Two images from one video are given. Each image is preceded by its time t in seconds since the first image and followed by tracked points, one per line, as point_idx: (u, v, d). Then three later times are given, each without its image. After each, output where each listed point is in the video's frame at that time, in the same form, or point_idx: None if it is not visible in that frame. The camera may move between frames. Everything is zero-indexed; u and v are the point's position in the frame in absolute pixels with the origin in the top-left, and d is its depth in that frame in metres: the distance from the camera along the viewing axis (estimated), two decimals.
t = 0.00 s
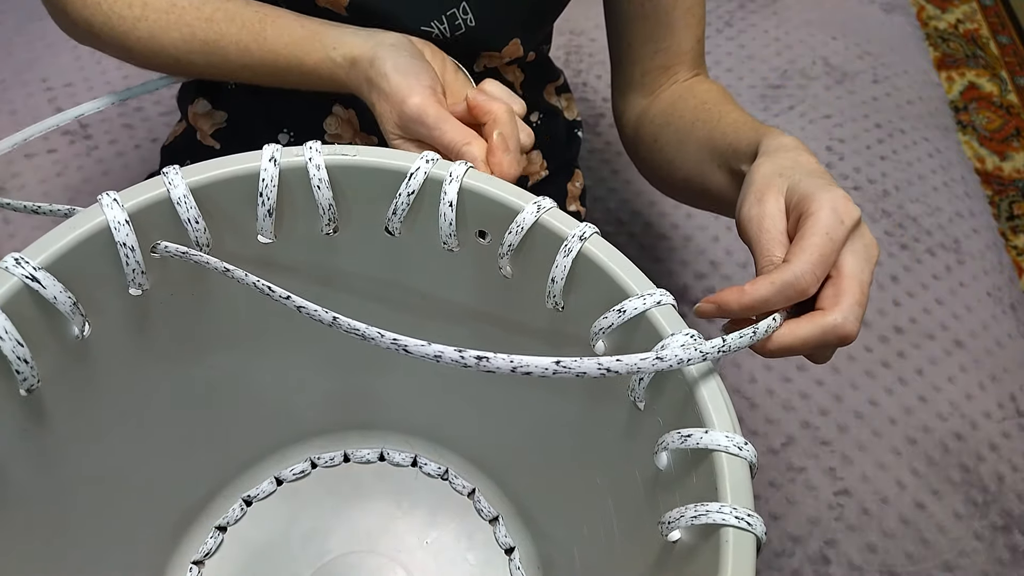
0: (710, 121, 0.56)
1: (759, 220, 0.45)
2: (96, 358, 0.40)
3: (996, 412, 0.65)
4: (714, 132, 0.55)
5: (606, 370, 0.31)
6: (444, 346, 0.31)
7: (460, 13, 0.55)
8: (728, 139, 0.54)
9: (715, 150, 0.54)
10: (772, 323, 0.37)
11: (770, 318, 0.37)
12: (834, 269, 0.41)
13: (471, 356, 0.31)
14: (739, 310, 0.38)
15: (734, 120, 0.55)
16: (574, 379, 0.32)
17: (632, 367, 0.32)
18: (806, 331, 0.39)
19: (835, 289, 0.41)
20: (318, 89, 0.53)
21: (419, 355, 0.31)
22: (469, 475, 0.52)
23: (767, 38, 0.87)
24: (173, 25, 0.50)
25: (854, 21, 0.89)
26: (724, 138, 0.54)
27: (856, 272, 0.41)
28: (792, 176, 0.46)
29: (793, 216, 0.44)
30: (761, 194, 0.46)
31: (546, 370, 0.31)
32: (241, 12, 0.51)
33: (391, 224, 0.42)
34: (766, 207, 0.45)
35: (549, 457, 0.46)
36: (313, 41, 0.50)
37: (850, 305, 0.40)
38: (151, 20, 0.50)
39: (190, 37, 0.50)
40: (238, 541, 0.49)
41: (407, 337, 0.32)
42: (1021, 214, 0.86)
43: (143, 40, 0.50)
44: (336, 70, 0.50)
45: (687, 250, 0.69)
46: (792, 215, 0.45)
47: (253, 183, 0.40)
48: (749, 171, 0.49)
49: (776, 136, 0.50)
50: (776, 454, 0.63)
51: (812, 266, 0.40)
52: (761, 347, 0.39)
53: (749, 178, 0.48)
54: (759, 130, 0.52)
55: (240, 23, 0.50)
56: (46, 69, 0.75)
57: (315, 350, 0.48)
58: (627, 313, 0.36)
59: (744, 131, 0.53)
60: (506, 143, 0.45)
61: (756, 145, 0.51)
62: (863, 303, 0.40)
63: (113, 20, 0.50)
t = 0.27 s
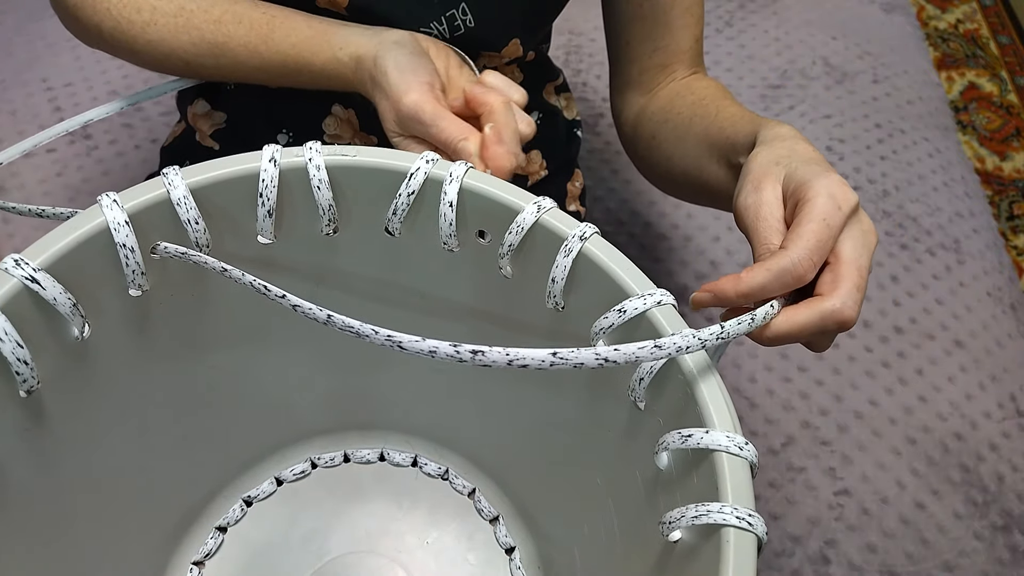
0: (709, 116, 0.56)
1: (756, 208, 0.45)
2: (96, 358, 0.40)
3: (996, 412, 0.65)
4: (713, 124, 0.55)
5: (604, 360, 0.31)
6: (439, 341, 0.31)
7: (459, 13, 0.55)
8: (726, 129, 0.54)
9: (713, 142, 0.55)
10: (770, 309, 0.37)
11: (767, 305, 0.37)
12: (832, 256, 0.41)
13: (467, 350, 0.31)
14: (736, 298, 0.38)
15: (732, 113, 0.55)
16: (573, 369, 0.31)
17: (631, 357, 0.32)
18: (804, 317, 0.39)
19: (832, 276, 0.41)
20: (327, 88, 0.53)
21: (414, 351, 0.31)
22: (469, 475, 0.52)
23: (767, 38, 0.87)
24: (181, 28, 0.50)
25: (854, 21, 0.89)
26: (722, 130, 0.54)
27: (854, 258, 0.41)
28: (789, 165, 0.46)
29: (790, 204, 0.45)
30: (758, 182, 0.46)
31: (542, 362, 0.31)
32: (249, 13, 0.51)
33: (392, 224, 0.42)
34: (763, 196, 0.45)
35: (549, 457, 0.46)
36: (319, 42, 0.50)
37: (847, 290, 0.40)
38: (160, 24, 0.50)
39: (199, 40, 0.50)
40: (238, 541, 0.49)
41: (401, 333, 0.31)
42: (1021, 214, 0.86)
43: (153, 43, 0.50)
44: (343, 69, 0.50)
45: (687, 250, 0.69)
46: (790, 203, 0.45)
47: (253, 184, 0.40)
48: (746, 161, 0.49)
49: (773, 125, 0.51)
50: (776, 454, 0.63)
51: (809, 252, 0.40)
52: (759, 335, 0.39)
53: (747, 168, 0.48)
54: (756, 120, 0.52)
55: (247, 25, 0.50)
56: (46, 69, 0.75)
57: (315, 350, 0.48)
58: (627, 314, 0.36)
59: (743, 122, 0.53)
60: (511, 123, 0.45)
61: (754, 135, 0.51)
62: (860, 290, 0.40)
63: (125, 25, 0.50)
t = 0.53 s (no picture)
0: (708, 116, 0.56)
1: (755, 209, 0.45)
2: (96, 358, 0.40)
3: (996, 412, 0.65)
4: (713, 125, 0.55)
5: (604, 363, 0.31)
6: (440, 343, 0.31)
7: (458, 14, 0.55)
8: (725, 130, 0.54)
9: (711, 143, 0.55)
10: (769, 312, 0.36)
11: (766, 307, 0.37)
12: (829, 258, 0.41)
13: (468, 352, 0.31)
14: (734, 300, 0.38)
15: (731, 113, 0.55)
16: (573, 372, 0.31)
17: (631, 360, 0.32)
18: (803, 318, 0.38)
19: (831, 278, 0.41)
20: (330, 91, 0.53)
21: (415, 351, 0.31)
22: (469, 475, 0.52)
23: (767, 38, 0.88)
24: (185, 29, 0.50)
25: (854, 21, 0.89)
26: (721, 131, 0.54)
27: (852, 260, 0.41)
28: (788, 166, 0.46)
29: (788, 206, 0.45)
30: (757, 183, 0.46)
31: (544, 365, 0.31)
32: (253, 15, 0.51)
33: (392, 224, 0.42)
34: (762, 196, 0.45)
35: (549, 456, 0.46)
36: (324, 44, 0.50)
37: (846, 292, 0.40)
38: (164, 25, 0.50)
39: (202, 41, 0.50)
40: (238, 541, 0.49)
41: (403, 334, 0.31)
42: (1021, 214, 0.86)
43: (155, 44, 0.51)
44: (346, 71, 0.50)
45: (687, 250, 0.69)
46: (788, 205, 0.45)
47: (254, 183, 0.40)
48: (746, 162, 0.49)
49: (773, 126, 0.51)
50: (776, 454, 0.63)
51: (807, 254, 0.40)
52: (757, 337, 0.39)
53: (746, 168, 0.48)
54: (756, 121, 0.52)
55: (251, 27, 0.51)
56: (46, 69, 0.75)
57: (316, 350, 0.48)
58: (627, 313, 0.36)
59: (742, 123, 0.53)
60: (507, 130, 0.45)
61: (753, 136, 0.51)
62: (858, 291, 0.40)
63: (128, 25, 0.50)
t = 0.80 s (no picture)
0: (705, 116, 0.56)
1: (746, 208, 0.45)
2: (103, 352, 0.40)
3: (996, 412, 0.65)
4: (710, 123, 0.55)
5: (601, 367, 0.31)
6: (439, 346, 0.31)
7: (462, 11, 0.56)
8: (722, 130, 0.54)
9: (708, 142, 0.55)
10: (759, 313, 0.36)
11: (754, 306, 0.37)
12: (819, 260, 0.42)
13: (466, 356, 0.31)
14: (726, 302, 0.38)
15: (728, 113, 0.55)
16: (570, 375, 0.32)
17: (628, 362, 0.32)
18: (793, 320, 0.39)
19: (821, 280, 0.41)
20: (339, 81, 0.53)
21: (414, 355, 0.31)
22: (469, 473, 0.52)
23: (767, 38, 0.88)
24: (190, 23, 0.50)
25: (854, 21, 0.89)
26: (717, 131, 0.54)
27: (841, 262, 0.42)
28: (781, 165, 0.46)
29: (780, 204, 0.45)
30: (750, 180, 0.46)
31: (542, 369, 0.31)
32: (259, 7, 0.52)
33: (395, 222, 0.42)
34: (754, 194, 0.45)
35: (550, 453, 0.46)
36: (332, 33, 0.51)
37: (835, 294, 0.40)
38: (170, 20, 0.50)
39: (209, 34, 0.50)
40: (239, 540, 0.49)
41: (401, 337, 0.31)
42: (1021, 214, 0.86)
43: (162, 39, 0.51)
44: (355, 59, 0.50)
45: (687, 250, 0.69)
46: (780, 203, 0.45)
47: (259, 181, 0.40)
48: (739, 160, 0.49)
49: (769, 126, 0.51)
50: (776, 454, 0.63)
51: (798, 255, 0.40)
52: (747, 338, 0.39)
53: (740, 166, 0.48)
54: (752, 121, 0.52)
55: (258, 19, 0.51)
56: (47, 69, 0.75)
57: (316, 348, 0.48)
58: (629, 309, 0.36)
59: (738, 123, 0.53)
60: (521, 121, 0.45)
61: (749, 136, 0.51)
62: (847, 293, 0.41)
63: (133, 21, 0.50)
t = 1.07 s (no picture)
0: (702, 109, 0.56)
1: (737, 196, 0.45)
2: (105, 352, 0.40)
3: (996, 412, 0.65)
4: (705, 115, 0.55)
5: (612, 350, 0.31)
6: (452, 335, 0.31)
7: (470, 15, 0.56)
8: (716, 121, 0.54)
9: (703, 135, 0.55)
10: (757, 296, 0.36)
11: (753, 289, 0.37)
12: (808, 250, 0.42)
13: (480, 344, 0.31)
14: (717, 289, 0.38)
15: (724, 106, 0.55)
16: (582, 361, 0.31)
17: (637, 346, 0.32)
18: (783, 308, 0.39)
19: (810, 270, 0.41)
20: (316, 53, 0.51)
21: (428, 345, 0.31)
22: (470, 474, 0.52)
23: (767, 38, 0.88)
24: None
25: (854, 21, 0.89)
26: (713, 123, 0.54)
27: (831, 252, 0.42)
28: (773, 155, 0.46)
29: (771, 193, 0.45)
30: (741, 169, 0.46)
31: (553, 354, 0.31)
32: None
33: (397, 221, 0.42)
34: (745, 182, 0.45)
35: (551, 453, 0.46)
36: None
37: (825, 284, 0.41)
38: None
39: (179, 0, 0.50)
40: (239, 541, 0.49)
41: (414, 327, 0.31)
42: (1021, 214, 0.86)
43: (132, 6, 0.50)
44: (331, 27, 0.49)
45: (687, 250, 0.70)
46: (770, 192, 0.45)
47: (261, 181, 0.40)
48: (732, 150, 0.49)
49: (763, 117, 0.51)
50: (776, 454, 0.63)
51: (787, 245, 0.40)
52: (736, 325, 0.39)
53: (732, 155, 0.48)
54: (746, 112, 0.52)
55: None
56: (47, 69, 0.75)
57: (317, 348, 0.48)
58: (630, 307, 0.36)
59: (733, 115, 0.53)
60: (535, 110, 0.48)
61: (743, 127, 0.51)
62: (836, 282, 0.41)
63: None
